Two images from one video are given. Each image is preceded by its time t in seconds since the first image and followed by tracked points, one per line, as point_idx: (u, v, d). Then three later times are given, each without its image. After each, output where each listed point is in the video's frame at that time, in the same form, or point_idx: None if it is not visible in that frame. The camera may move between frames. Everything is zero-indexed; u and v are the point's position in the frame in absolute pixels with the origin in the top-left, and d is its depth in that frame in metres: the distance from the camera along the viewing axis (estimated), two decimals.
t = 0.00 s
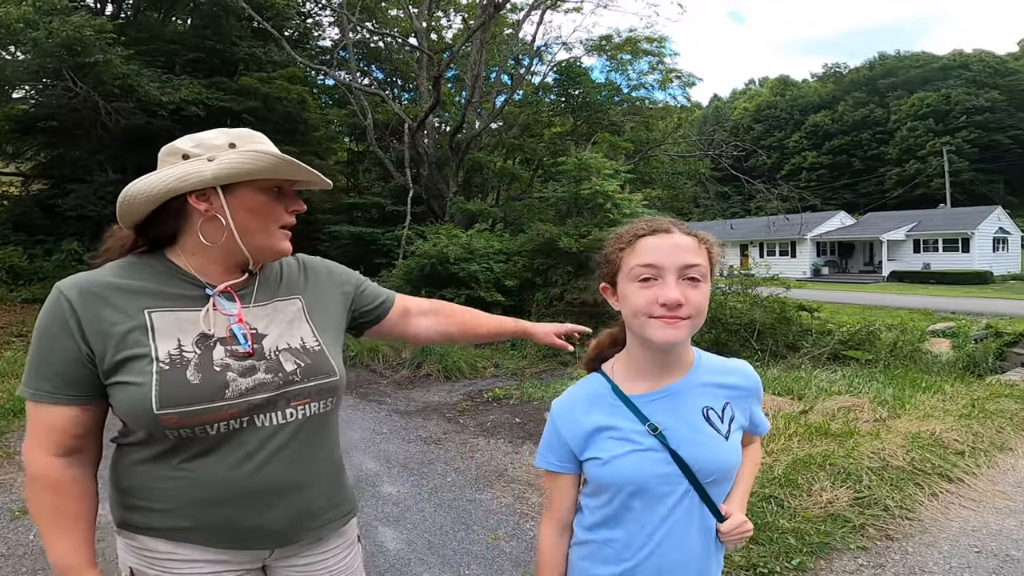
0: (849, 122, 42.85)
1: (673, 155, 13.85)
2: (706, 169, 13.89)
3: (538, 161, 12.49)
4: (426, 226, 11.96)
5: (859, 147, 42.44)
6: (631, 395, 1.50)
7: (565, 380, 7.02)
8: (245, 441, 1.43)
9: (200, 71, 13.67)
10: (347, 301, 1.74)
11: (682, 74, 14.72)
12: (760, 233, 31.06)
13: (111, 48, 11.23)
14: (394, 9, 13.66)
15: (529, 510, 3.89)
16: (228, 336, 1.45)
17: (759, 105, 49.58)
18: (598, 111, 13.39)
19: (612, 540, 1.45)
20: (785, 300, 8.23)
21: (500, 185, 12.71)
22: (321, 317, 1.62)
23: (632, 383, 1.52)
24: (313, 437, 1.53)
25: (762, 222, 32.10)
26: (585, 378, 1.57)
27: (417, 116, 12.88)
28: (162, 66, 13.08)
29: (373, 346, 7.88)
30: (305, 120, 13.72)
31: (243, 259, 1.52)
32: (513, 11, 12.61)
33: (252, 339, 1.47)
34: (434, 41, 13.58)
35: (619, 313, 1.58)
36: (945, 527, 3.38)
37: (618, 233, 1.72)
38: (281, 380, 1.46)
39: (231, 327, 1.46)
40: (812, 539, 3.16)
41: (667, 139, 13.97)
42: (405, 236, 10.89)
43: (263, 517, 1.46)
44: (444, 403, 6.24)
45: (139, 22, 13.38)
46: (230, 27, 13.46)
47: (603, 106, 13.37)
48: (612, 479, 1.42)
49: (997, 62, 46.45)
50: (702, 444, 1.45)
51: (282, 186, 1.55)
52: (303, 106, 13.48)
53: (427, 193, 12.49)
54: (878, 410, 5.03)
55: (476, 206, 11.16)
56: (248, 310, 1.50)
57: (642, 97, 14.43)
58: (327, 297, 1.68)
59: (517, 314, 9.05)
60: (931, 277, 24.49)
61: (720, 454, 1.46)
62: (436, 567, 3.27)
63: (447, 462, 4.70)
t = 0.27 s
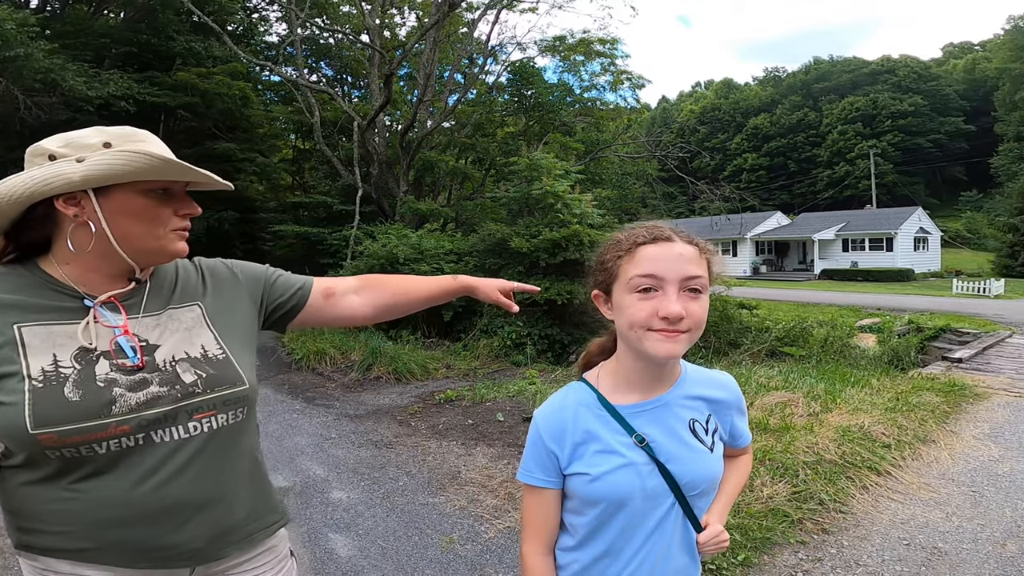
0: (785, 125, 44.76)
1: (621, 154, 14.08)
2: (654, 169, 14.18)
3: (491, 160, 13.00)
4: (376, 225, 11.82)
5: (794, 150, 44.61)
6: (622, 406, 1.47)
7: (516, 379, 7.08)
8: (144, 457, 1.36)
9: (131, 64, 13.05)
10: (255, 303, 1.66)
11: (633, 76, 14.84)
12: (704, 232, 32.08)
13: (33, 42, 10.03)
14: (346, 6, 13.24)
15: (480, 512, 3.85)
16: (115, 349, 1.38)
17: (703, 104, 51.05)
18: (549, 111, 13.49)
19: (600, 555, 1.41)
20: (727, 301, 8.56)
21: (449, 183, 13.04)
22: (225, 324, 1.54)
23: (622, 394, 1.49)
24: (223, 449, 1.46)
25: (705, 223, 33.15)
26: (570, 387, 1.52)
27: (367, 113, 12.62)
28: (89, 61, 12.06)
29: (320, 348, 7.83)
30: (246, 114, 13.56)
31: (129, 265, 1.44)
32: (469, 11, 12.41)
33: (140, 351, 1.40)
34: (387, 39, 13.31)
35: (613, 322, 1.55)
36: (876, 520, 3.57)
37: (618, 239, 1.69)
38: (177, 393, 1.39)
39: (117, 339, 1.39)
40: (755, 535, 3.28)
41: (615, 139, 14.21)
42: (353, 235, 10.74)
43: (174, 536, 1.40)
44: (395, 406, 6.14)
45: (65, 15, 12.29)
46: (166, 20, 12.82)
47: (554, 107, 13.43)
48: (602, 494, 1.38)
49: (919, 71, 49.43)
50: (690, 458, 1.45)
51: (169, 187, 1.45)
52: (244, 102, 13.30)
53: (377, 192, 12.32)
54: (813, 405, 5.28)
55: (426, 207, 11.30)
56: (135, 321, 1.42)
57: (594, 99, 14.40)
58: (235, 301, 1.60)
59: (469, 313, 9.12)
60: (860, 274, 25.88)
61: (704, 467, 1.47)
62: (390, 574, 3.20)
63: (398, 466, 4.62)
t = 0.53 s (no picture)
0: (723, 128, 46.47)
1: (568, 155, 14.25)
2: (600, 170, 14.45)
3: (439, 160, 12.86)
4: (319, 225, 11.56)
5: (731, 152, 46.43)
6: (584, 415, 1.48)
7: (464, 381, 7.11)
8: (44, 474, 1.22)
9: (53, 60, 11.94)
10: (170, 313, 1.49)
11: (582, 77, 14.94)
12: (648, 232, 32.91)
13: None
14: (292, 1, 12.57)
15: (433, 514, 3.84)
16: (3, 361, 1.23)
17: (646, 104, 52.24)
18: (498, 112, 13.35)
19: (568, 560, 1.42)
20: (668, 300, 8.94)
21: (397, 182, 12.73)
22: (136, 335, 1.39)
23: (586, 404, 1.50)
24: (136, 466, 1.31)
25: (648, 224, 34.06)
26: (531, 398, 1.52)
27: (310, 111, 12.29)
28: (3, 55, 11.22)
29: (261, 352, 7.61)
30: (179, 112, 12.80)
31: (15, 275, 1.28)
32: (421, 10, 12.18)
33: (32, 364, 1.25)
34: (335, 36, 12.97)
35: (580, 335, 1.54)
36: (809, 512, 3.78)
37: (582, 247, 1.67)
38: (75, 407, 1.25)
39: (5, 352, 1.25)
40: (699, 529, 3.44)
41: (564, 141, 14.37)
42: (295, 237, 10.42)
43: (84, 551, 1.25)
44: (342, 410, 6.03)
45: None
46: (91, 13, 11.81)
47: (503, 108, 13.33)
48: (569, 499, 1.40)
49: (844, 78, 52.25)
50: (649, 460, 1.49)
51: (56, 188, 1.31)
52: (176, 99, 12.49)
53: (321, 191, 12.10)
54: (748, 400, 5.52)
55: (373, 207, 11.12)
56: (26, 333, 1.28)
57: (544, 100, 14.39)
58: (147, 315, 1.43)
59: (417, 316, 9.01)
60: (790, 273, 27.19)
61: (664, 470, 1.51)
62: None
63: (346, 470, 4.54)
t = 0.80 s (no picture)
0: (665, 131, 47.71)
1: (514, 156, 14.38)
2: (546, 172, 14.63)
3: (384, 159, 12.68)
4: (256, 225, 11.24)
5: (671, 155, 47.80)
6: (539, 411, 1.45)
7: (411, 383, 7.10)
8: None
9: None
10: (79, 317, 1.33)
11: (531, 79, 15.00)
12: (591, 233, 33.49)
13: None
14: None
15: (382, 517, 3.81)
16: None
17: (591, 106, 53.03)
18: (446, 112, 13.31)
19: (534, 555, 1.40)
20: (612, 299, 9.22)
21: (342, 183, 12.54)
22: (41, 341, 1.25)
23: (539, 401, 1.46)
24: (47, 471, 1.20)
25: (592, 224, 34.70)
26: (482, 398, 1.46)
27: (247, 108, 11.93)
28: None
29: (193, 357, 7.35)
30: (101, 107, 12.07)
31: None
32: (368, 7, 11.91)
33: None
34: (278, 33, 12.62)
35: (530, 333, 1.50)
36: (744, 503, 3.95)
37: (528, 246, 1.61)
38: None
39: None
40: (644, 523, 3.55)
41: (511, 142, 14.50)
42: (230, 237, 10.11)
43: None
44: (283, 415, 5.90)
45: None
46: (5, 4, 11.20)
47: (451, 108, 13.27)
48: (532, 495, 1.37)
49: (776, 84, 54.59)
50: (605, 450, 1.49)
51: None
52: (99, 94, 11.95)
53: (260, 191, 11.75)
54: (687, 395, 5.70)
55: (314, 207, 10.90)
56: None
57: (492, 101, 14.46)
58: (54, 321, 1.29)
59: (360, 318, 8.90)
60: (726, 272, 28.17)
61: (618, 459, 1.52)
62: None
63: (289, 475, 4.45)
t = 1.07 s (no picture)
0: (610, 132, 48.52)
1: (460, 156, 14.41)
2: (491, 172, 14.74)
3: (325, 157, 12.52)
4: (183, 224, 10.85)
5: (615, 156, 48.76)
6: (474, 401, 1.42)
7: (353, 385, 7.07)
8: None
9: None
10: None
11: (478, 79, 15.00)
12: (535, 233, 33.75)
13: None
14: None
15: (325, 517, 3.77)
16: None
17: (537, 107, 53.35)
18: (392, 111, 13.21)
19: (481, 543, 1.37)
20: (555, 297, 9.44)
21: (278, 181, 12.46)
22: None
23: (472, 392, 1.43)
24: None
25: (536, 224, 35.18)
26: (415, 392, 1.41)
27: (177, 104, 11.50)
28: None
29: (115, 362, 7.04)
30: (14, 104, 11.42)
31: None
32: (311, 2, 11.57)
33: None
34: (214, 27, 12.19)
35: (459, 327, 1.47)
36: (679, 493, 4.11)
37: (457, 242, 1.58)
38: None
39: None
40: (586, 514, 3.65)
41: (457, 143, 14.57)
42: (154, 237, 9.75)
43: None
44: (216, 419, 5.75)
45: None
46: None
47: (397, 107, 13.18)
48: (475, 482, 1.34)
49: (714, 89, 56.45)
50: (536, 437, 1.48)
51: None
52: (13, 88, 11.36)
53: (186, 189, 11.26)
54: (627, 391, 5.86)
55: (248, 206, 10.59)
56: None
57: (439, 100, 14.49)
58: None
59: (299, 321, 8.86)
60: (665, 271, 28.89)
61: (549, 444, 1.53)
62: None
63: (224, 479, 4.34)
